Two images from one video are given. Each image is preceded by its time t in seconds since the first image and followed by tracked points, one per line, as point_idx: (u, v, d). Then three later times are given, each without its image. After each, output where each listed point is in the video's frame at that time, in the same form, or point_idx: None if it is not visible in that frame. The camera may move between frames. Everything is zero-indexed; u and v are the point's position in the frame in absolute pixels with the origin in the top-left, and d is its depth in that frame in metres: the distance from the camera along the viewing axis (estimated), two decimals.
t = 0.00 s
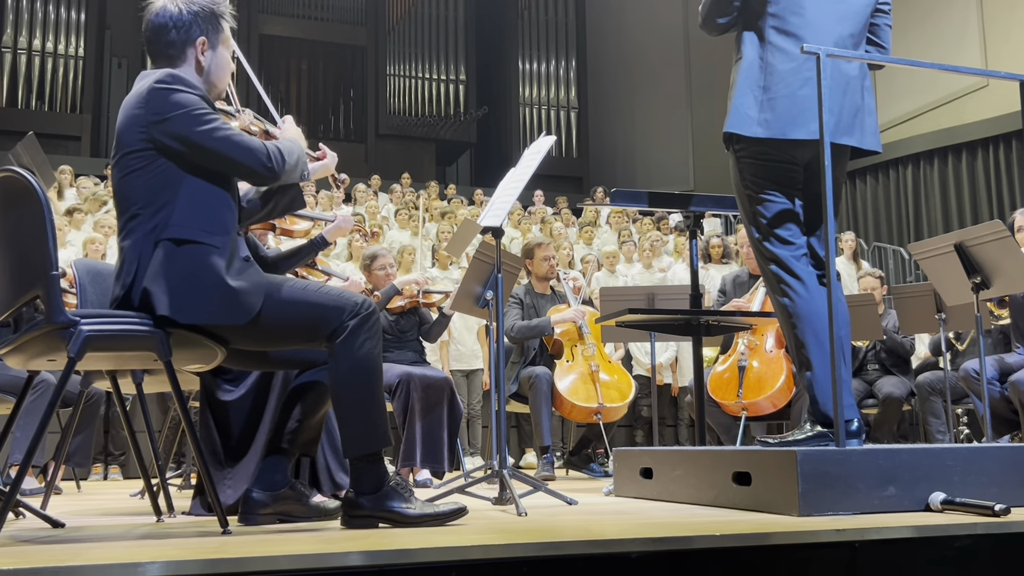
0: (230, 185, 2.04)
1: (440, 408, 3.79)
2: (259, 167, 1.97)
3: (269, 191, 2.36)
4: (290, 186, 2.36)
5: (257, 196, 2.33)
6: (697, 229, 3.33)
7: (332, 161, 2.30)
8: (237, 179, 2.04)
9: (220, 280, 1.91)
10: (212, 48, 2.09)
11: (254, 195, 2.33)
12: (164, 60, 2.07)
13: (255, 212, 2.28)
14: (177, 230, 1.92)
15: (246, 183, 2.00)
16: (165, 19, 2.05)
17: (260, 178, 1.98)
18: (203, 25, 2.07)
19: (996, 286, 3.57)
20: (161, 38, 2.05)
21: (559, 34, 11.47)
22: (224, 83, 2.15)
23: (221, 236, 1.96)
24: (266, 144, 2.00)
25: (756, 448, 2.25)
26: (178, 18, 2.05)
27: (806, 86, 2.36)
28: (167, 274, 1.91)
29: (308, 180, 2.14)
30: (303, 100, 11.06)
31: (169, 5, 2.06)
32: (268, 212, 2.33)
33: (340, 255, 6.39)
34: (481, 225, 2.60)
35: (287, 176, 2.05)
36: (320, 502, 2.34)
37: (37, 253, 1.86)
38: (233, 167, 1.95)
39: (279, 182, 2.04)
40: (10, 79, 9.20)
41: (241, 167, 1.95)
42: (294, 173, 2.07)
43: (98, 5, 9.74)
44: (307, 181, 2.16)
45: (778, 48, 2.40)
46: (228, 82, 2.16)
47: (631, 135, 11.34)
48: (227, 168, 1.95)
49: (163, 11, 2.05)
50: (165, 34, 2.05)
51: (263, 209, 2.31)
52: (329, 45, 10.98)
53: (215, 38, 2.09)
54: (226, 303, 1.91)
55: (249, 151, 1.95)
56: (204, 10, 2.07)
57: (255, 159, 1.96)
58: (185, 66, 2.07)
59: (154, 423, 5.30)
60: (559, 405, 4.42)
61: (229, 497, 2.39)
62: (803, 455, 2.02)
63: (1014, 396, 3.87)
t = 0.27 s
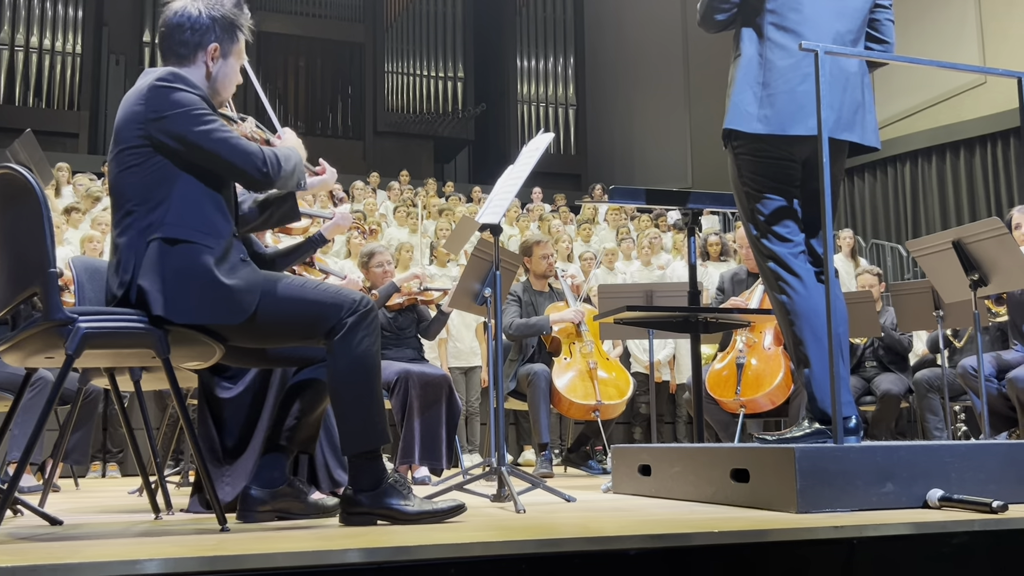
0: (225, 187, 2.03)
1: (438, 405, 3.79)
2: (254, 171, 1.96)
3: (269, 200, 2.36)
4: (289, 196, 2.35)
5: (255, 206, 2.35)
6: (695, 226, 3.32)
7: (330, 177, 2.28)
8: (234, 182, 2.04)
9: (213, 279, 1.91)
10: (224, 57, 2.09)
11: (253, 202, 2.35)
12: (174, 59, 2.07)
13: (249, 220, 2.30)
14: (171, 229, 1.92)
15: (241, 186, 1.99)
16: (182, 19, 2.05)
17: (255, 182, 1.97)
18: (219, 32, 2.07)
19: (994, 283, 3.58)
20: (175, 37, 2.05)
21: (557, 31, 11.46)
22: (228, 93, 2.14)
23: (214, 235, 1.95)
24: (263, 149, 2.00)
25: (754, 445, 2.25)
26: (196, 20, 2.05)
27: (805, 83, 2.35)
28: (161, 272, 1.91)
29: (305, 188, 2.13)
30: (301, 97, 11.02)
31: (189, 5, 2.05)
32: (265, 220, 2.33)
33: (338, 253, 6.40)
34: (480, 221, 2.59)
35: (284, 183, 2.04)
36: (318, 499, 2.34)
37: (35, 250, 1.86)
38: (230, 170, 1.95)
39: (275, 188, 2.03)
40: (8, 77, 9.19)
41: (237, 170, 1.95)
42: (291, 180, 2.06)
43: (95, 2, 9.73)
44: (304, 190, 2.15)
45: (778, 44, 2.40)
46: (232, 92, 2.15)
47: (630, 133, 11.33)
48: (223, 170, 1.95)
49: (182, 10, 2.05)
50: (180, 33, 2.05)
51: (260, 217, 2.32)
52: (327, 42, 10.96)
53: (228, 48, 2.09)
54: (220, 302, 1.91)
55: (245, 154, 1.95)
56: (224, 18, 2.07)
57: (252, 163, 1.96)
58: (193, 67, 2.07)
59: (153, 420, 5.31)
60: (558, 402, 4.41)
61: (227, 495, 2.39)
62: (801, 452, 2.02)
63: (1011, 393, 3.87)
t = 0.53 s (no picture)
0: (220, 187, 2.03)
1: (436, 403, 3.79)
2: (251, 175, 1.95)
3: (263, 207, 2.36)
4: (284, 204, 2.37)
5: (252, 212, 2.34)
6: (693, 224, 3.32)
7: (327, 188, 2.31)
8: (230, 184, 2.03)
9: (208, 277, 1.91)
10: (228, 60, 2.08)
11: (248, 209, 2.34)
12: (177, 57, 2.06)
13: (247, 225, 2.30)
14: (166, 227, 1.92)
15: (236, 187, 1.99)
16: (190, 18, 2.05)
17: (251, 185, 1.97)
18: (226, 35, 2.07)
19: (992, 281, 3.59)
20: (182, 35, 2.05)
21: (555, 29, 11.45)
22: (229, 96, 2.13)
23: (208, 234, 1.95)
24: (260, 152, 1.99)
25: (751, 442, 2.25)
26: (204, 21, 2.05)
27: (804, 80, 2.35)
28: (154, 270, 1.90)
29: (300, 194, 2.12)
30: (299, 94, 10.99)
31: (198, 6, 2.05)
32: (262, 225, 2.33)
33: (336, 250, 6.40)
34: (477, 219, 2.59)
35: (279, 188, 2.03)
36: (315, 497, 2.34)
37: (31, 247, 1.85)
38: (226, 171, 1.94)
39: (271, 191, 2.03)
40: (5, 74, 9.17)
41: (233, 172, 1.94)
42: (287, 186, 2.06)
43: None
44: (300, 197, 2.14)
45: (777, 42, 2.40)
46: (232, 95, 2.14)
47: (628, 130, 11.33)
48: (219, 171, 1.94)
49: (191, 10, 2.05)
50: (186, 33, 2.04)
51: (257, 223, 2.32)
52: (325, 39, 10.95)
53: (233, 51, 2.08)
54: (214, 301, 1.91)
55: (242, 156, 1.94)
56: (232, 21, 2.07)
57: (248, 166, 1.95)
58: (196, 67, 2.06)
59: (151, 418, 5.31)
60: (555, 400, 4.41)
61: (225, 492, 2.39)
62: (798, 450, 2.02)
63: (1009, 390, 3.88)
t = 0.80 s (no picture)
0: (219, 181, 2.03)
1: (433, 400, 3.79)
2: (248, 166, 1.95)
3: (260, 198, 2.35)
4: (281, 195, 2.36)
5: (248, 203, 2.33)
6: (691, 222, 3.32)
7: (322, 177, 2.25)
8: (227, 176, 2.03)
9: (206, 274, 1.90)
10: (215, 48, 2.08)
11: (244, 200, 2.33)
12: (166, 52, 2.06)
13: (242, 217, 2.28)
14: (164, 223, 1.91)
15: (234, 180, 1.99)
16: (172, 12, 2.03)
17: (249, 177, 1.97)
18: (210, 24, 2.06)
19: (989, 279, 3.58)
20: (166, 29, 2.04)
21: (552, 27, 11.45)
22: (222, 86, 2.13)
23: (207, 230, 1.95)
24: (257, 143, 1.99)
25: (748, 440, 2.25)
26: (187, 13, 2.04)
27: (802, 77, 2.35)
28: (153, 268, 1.90)
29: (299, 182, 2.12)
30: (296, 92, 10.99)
31: None
32: (258, 217, 2.32)
33: (333, 247, 6.40)
34: (474, 216, 2.60)
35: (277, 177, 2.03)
36: (312, 495, 2.34)
37: (27, 244, 1.85)
38: (224, 165, 1.94)
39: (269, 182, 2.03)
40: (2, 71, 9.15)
41: (231, 165, 1.94)
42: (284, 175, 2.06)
43: None
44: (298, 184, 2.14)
45: (775, 39, 2.39)
46: (225, 84, 2.14)
47: (626, 128, 11.33)
48: (216, 165, 1.94)
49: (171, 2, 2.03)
50: (171, 27, 2.03)
51: (253, 214, 2.31)
52: (322, 37, 10.94)
53: (220, 39, 2.08)
54: (213, 297, 1.90)
55: (239, 148, 1.94)
56: (214, 9, 2.06)
57: (246, 158, 1.95)
58: (185, 61, 2.06)
59: (148, 415, 5.31)
60: (553, 398, 4.41)
61: (220, 490, 2.38)
62: (795, 447, 2.03)
63: (1005, 388, 3.88)
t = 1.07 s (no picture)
0: (217, 177, 2.03)
1: (431, 401, 3.79)
2: (247, 160, 1.95)
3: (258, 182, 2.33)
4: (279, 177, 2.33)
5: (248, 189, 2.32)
6: (690, 223, 3.31)
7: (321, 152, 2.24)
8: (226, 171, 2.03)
9: (207, 273, 1.90)
10: (202, 39, 2.08)
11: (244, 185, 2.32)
12: (153, 50, 2.05)
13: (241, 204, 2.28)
14: (164, 222, 1.91)
15: (233, 175, 1.98)
16: (154, 9, 2.02)
17: (248, 172, 1.97)
18: (193, 15, 2.06)
19: (987, 279, 3.57)
20: (150, 28, 2.03)
21: (552, 28, 11.45)
22: (214, 75, 2.13)
23: (207, 227, 1.95)
24: (254, 137, 1.99)
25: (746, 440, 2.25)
26: (168, 9, 2.03)
27: (801, 77, 2.35)
28: (154, 267, 1.90)
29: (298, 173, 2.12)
30: (295, 93, 10.99)
31: None
32: (257, 202, 2.31)
33: (332, 247, 6.40)
34: (474, 217, 2.59)
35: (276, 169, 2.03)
36: (310, 496, 2.34)
37: (24, 244, 1.84)
38: (223, 160, 1.94)
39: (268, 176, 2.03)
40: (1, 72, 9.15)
41: (229, 160, 1.94)
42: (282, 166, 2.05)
43: None
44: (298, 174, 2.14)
45: (774, 39, 2.39)
46: (216, 74, 2.14)
47: (624, 129, 11.33)
48: (215, 161, 1.94)
49: None
50: (155, 24, 2.03)
51: (253, 200, 2.30)
52: (321, 37, 10.94)
53: (204, 29, 2.08)
54: (215, 296, 1.90)
55: (236, 143, 1.94)
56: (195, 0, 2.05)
57: (244, 152, 1.94)
58: (175, 57, 2.05)
59: (145, 416, 5.30)
60: (552, 398, 4.41)
61: (219, 490, 2.38)
62: (793, 448, 2.02)
63: (1004, 389, 3.88)
